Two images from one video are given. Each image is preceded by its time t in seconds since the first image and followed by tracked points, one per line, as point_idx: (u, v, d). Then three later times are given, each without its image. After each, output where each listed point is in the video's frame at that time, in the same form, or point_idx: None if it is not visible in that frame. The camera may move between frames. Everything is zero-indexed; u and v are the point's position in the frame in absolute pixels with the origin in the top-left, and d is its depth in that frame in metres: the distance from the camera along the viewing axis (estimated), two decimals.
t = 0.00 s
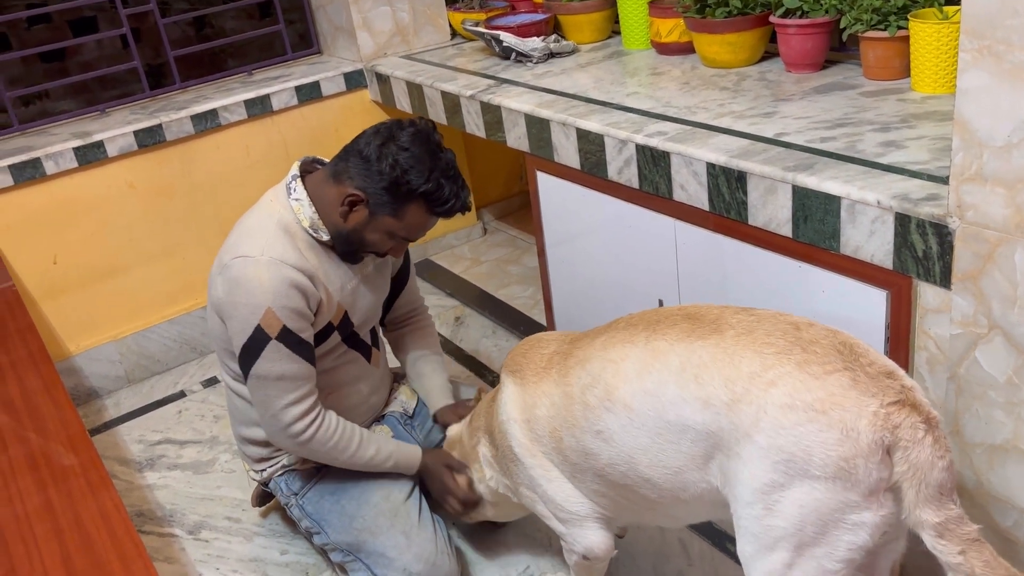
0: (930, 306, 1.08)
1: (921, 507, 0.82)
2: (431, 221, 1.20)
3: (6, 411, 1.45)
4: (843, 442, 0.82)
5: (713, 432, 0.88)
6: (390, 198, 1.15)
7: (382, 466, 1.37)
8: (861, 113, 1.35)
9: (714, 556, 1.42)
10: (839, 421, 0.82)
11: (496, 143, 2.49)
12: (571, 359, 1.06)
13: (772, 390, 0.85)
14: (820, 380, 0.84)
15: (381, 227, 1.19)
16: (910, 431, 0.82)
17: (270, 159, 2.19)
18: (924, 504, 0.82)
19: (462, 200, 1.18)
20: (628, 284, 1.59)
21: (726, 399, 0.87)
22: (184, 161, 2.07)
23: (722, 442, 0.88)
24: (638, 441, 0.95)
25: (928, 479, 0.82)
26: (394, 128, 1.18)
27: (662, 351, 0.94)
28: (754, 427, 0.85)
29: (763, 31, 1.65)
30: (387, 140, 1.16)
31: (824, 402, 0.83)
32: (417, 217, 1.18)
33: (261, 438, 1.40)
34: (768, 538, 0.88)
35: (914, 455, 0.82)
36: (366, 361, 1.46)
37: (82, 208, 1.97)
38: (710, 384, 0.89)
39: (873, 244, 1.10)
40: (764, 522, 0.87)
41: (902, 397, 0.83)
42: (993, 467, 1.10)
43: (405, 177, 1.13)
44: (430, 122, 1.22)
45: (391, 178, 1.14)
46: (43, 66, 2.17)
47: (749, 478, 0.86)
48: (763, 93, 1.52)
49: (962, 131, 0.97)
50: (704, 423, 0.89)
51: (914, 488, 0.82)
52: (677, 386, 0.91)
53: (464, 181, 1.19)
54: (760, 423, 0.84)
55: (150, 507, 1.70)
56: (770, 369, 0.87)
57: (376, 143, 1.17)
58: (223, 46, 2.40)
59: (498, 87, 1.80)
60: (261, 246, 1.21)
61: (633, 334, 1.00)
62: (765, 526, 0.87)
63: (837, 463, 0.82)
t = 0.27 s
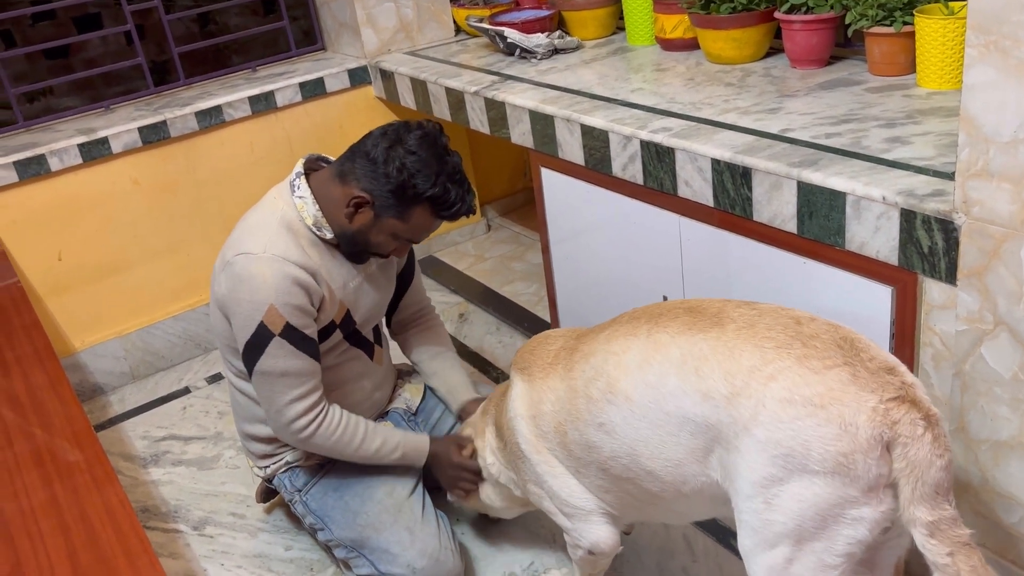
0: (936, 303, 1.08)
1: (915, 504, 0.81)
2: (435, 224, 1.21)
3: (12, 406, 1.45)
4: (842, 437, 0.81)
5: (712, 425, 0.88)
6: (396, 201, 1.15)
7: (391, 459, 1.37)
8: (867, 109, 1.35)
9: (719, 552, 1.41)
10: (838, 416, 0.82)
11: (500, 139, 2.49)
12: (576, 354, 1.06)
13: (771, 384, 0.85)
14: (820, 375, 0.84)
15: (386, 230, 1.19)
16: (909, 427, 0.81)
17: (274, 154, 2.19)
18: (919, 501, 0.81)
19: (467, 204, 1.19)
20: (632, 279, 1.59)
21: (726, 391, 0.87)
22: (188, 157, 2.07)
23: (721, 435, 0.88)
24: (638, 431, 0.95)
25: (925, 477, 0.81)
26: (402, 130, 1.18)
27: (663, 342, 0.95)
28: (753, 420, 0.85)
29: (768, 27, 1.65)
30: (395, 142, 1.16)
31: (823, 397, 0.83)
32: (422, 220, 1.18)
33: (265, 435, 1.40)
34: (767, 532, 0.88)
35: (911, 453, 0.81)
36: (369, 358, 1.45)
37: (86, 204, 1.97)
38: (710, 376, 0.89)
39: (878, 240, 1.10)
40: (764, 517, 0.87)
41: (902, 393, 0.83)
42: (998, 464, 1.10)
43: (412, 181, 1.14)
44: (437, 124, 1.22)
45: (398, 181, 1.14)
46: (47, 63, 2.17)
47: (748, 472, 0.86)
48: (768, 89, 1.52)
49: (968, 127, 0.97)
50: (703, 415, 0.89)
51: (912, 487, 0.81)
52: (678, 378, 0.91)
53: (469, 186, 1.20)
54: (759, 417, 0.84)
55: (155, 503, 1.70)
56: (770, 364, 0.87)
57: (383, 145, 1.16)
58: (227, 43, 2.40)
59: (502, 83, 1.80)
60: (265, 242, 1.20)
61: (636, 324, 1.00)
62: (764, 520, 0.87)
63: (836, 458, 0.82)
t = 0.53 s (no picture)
0: (941, 299, 1.08)
1: (912, 505, 0.81)
2: (443, 224, 1.21)
3: (16, 402, 1.45)
4: (835, 441, 0.81)
5: (710, 433, 0.88)
6: (403, 203, 1.15)
7: (396, 451, 1.37)
8: (872, 106, 1.34)
9: (723, 549, 1.41)
10: (830, 419, 0.81)
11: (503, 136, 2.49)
12: (574, 365, 1.06)
13: (763, 390, 0.85)
14: (812, 379, 0.84)
15: (393, 231, 1.19)
16: (902, 428, 0.81)
17: (278, 152, 2.19)
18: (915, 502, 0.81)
19: (475, 205, 1.19)
20: (635, 277, 1.60)
21: (720, 400, 0.87)
22: (191, 154, 2.07)
23: (719, 442, 0.88)
24: (642, 442, 0.95)
25: (921, 477, 0.81)
26: (411, 131, 1.18)
27: (659, 354, 0.94)
28: (748, 427, 0.84)
29: (772, 23, 1.64)
30: (403, 144, 1.16)
31: (815, 401, 0.83)
32: (429, 221, 1.18)
33: (270, 432, 1.40)
34: (767, 536, 0.88)
35: (906, 453, 0.81)
36: (374, 355, 1.45)
37: (90, 201, 1.98)
38: (705, 386, 0.89)
39: (883, 237, 1.09)
40: (763, 520, 0.87)
41: (895, 394, 0.83)
42: (1003, 461, 1.10)
43: (420, 183, 1.14)
44: (447, 125, 1.21)
45: (406, 184, 1.14)
46: (51, 60, 2.17)
47: (745, 478, 0.86)
48: (773, 86, 1.51)
49: (974, 124, 0.96)
50: (700, 425, 0.89)
51: (909, 488, 0.81)
52: (674, 390, 0.91)
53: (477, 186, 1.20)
54: (753, 424, 0.84)
55: (159, 500, 1.70)
56: (762, 369, 0.86)
57: (392, 146, 1.16)
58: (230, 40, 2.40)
59: (506, 80, 1.80)
60: (271, 241, 1.20)
61: (632, 337, 1.00)
62: (764, 524, 0.87)
63: (830, 462, 0.81)
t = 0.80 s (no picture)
0: (946, 297, 1.08)
1: (902, 505, 0.81)
2: (448, 219, 1.21)
3: (23, 399, 1.46)
4: (823, 441, 0.81)
5: (701, 435, 0.89)
6: (409, 200, 1.16)
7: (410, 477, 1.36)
8: (877, 103, 1.34)
9: (727, 547, 1.42)
10: (818, 420, 0.81)
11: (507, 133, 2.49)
12: (568, 368, 1.06)
13: (750, 393, 0.85)
14: (799, 380, 0.84)
15: (399, 227, 1.20)
16: (889, 428, 0.80)
17: (282, 149, 2.19)
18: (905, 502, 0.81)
19: (480, 200, 1.19)
20: (639, 274, 1.60)
21: (710, 403, 0.87)
22: (196, 151, 2.07)
23: (710, 443, 0.88)
24: (638, 444, 0.95)
25: (911, 478, 0.80)
26: (415, 128, 1.18)
27: (649, 356, 0.95)
28: (738, 429, 0.85)
29: (777, 20, 1.64)
30: (408, 141, 1.16)
31: (803, 401, 0.83)
32: (435, 216, 1.19)
33: (277, 428, 1.41)
34: (765, 537, 0.88)
35: (895, 454, 0.80)
36: (380, 352, 1.46)
37: (95, 199, 1.98)
38: (696, 389, 0.89)
39: (889, 234, 1.09)
40: (761, 522, 0.87)
41: (883, 393, 0.82)
42: (1008, 459, 1.10)
43: (425, 181, 1.14)
44: (449, 120, 1.21)
45: (412, 181, 1.14)
46: (55, 57, 2.17)
47: (739, 480, 0.86)
48: (778, 84, 1.51)
49: (980, 121, 0.96)
50: (692, 427, 0.89)
51: (899, 488, 0.80)
52: (666, 392, 0.91)
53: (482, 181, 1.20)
54: (743, 425, 0.84)
55: (164, 496, 1.71)
56: (750, 372, 0.87)
57: (396, 144, 1.17)
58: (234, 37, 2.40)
59: (510, 77, 1.80)
60: (279, 242, 1.20)
61: (625, 338, 1.00)
62: (762, 525, 0.87)
63: (820, 462, 0.81)
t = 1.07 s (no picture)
0: (950, 294, 1.08)
1: (896, 499, 0.83)
2: (452, 215, 1.21)
3: (27, 395, 1.46)
4: (817, 438, 0.81)
5: (696, 433, 0.89)
6: (416, 196, 1.16)
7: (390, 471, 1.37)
8: (880, 101, 1.34)
9: (730, 544, 1.42)
10: (811, 417, 0.82)
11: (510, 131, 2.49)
12: (562, 366, 1.06)
13: (744, 391, 0.85)
14: (791, 377, 0.84)
15: (404, 223, 1.20)
16: (882, 424, 0.81)
17: (284, 147, 2.20)
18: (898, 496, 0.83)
19: (484, 197, 1.20)
20: (641, 272, 1.60)
21: (704, 401, 0.87)
22: (199, 148, 2.08)
23: (705, 442, 0.88)
24: (632, 442, 0.95)
25: (905, 473, 0.82)
26: (422, 124, 1.18)
27: (644, 355, 0.94)
28: (732, 427, 0.85)
29: (780, 19, 1.64)
30: (415, 137, 1.16)
31: (797, 398, 0.83)
32: (441, 212, 1.19)
33: (277, 426, 1.41)
34: (759, 534, 0.88)
35: (891, 450, 0.81)
36: (380, 350, 1.46)
37: (99, 196, 1.98)
38: (690, 387, 0.89)
39: (892, 232, 1.09)
40: (755, 518, 0.87)
41: (875, 390, 0.83)
42: (1012, 457, 1.10)
43: (433, 177, 1.14)
44: (455, 117, 1.22)
45: (419, 177, 1.14)
46: (59, 54, 2.17)
47: (733, 477, 0.86)
48: (781, 82, 1.51)
49: (984, 119, 0.96)
50: (686, 425, 0.89)
51: (893, 484, 0.82)
52: (661, 391, 0.91)
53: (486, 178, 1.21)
54: (737, 423, 0.84)
55: (167, 492, 1.71)
56: (744, 370, 0.87)
57: (404, 140, 1.16)
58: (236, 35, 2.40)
59: (513, 75, 1.80)
60: (279, 238, 1.21)
61: (618, 337, 1.00)
62: (757, 522, 0.87)
63: (813, 459, 0.82)
